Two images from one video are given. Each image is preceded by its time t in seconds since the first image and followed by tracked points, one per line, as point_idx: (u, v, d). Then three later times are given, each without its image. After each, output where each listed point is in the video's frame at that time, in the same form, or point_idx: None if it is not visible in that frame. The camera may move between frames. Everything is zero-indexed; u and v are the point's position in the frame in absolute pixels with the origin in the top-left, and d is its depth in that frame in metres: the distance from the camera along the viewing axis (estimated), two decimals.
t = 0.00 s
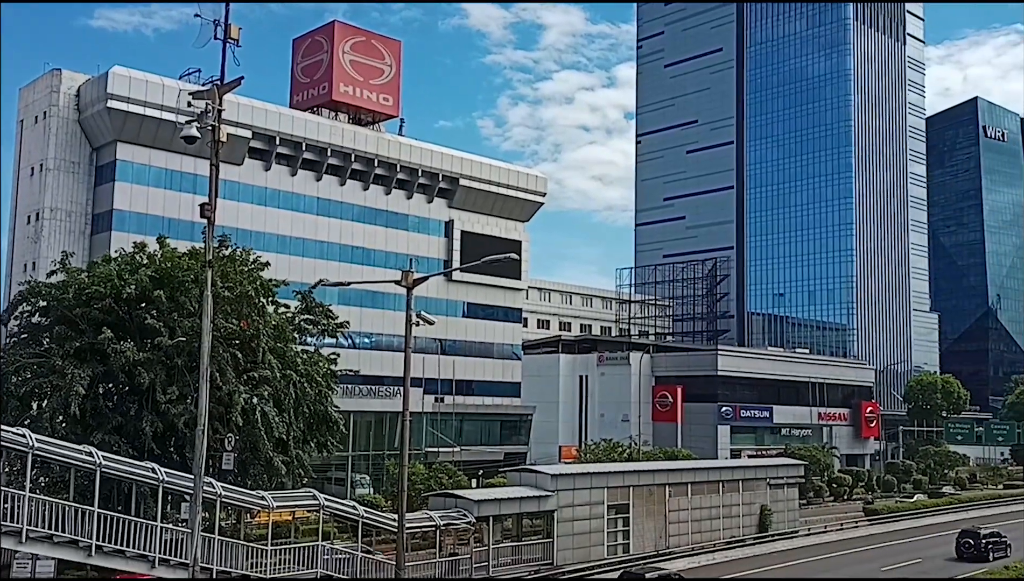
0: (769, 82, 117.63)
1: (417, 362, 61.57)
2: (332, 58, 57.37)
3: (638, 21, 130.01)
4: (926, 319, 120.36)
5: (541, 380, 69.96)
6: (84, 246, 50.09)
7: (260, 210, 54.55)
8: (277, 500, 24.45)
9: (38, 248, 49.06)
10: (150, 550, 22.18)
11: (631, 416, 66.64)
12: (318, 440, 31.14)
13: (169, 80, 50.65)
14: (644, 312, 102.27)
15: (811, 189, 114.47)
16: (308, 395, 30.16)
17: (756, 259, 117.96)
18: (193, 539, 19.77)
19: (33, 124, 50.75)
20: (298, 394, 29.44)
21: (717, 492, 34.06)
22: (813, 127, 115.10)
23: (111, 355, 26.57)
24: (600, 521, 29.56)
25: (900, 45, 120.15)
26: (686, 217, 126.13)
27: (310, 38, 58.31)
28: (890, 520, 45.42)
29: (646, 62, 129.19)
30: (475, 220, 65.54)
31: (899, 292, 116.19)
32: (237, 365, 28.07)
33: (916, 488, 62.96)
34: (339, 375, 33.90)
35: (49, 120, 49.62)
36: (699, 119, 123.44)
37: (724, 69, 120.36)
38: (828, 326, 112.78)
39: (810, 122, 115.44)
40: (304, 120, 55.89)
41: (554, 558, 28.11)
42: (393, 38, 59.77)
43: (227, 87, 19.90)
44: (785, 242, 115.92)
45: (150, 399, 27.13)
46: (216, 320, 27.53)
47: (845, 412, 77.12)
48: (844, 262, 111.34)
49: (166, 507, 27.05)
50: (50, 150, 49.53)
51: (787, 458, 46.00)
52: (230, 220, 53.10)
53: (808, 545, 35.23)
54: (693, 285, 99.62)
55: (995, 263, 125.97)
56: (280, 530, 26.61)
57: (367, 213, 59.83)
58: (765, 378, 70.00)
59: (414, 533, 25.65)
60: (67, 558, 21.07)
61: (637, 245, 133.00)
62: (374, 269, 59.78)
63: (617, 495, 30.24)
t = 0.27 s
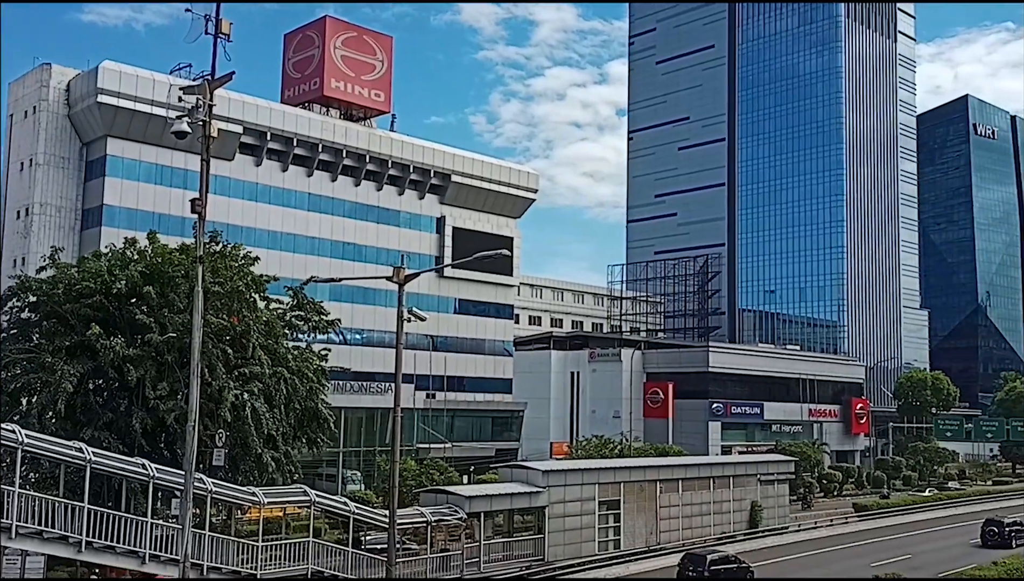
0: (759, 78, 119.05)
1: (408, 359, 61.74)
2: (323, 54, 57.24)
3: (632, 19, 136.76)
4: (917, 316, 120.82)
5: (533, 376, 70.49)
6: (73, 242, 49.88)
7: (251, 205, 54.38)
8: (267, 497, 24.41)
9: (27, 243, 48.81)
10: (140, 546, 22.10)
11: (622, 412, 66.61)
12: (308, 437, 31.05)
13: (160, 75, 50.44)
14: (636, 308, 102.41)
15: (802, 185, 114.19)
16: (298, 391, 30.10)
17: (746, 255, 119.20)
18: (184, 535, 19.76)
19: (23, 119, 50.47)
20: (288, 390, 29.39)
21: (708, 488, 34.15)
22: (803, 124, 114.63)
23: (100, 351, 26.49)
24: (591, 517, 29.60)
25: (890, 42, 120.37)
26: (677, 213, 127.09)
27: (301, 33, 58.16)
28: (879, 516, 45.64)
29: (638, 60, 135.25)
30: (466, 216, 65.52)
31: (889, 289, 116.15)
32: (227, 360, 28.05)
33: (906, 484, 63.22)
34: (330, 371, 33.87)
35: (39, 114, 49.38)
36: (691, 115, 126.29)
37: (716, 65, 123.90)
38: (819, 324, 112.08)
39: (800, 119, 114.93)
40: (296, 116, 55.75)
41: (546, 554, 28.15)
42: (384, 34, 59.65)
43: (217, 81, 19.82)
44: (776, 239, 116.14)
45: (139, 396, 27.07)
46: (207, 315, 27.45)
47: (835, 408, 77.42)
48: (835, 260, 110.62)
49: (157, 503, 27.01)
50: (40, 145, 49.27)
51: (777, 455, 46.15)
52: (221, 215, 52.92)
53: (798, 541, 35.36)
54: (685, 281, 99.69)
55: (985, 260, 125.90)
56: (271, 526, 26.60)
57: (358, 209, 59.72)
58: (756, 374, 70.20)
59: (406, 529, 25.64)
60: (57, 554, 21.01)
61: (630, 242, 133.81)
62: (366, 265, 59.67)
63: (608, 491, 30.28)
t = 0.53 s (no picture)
0: (755, 76, 118.94)
1: (403, 355, 61.67)
2: (319, 50, 57.14)
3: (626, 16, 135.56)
4: (910, 314, 121.11)
5: (528, 374, 70.22)
6: (67, 238, 49.75)
7: (246, 202, 54.30)
8: (262, 493, 24.41)
9: (21, 239, 48.66)
10: (133, 543, 21.97)
11: (616, 410, 66.76)
12: (302, 434, 31.00)
13: (155, 71, 50.30)
14: (630, 306, 102.55)
15: (798, 183, 114.80)
16: (293, 388, 30.07)
17: (743, 252, 118.43)
18: (178, 531, 19.73)
19: (16, 114, 50.30)
20: (283, 387, 29.37)
21: (702, 485, 34.22)
22: (799, 122, 115.39)
23: (94, 347, 26.43)
24: (585, 515, 29.63)
25: (886, 40, 120.41)
26: (672, 211, 126.51)
27: (297, 29, 58.04)
28: (872, 514, 45.84)
29: (633, 56, 134.30)
30: (462, 214, 65.50)
31: (883, 287, 116.66)
32: (221, 357, 28.03)
33: (899, 482, 63.42)
34: (325, 368, 33.84)
35: (33, 110, 49.20)
36: (686, 113, 125.46)
37: (711, 63, 123.19)
38: (813, 321, 112.64)
39: (796, 117, 115.72)
40: (291, 112, 55.66)
41: (540, 551, 28.16)
42: (380, 30, 59.53)
43: (212, 77, 19.76)
44: (771, 237, 116.33)
45: (133, 393, 27.02)
46: (201, 312, 27.40)
47: (829, 406, 77.59)
48: (830, 257, 111.18)
49: (150, 500, 27.00)
50: (34, 140, 49.11)
51: (771, 453, 46.31)
52: (216, 212, 52.83)
53: (791, 539, 35.50)
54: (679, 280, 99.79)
55: (980, 259, 124.92)
56: (265, 524, 26.57)
57: (353, 206, 59.66)
58: (750, 372, 70.35)
59: (400, 526, 25.67)
60: (50, 550, 20.92)
61: (625, 238, 133.01)
62: (360, 262, 59.63)
63: (602, 488, 30.32)
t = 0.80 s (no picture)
0: (752, 73, 118.52)
1: (400, 352, 61.95)
2: (316, 47, 57.05)
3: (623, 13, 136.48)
4: (907, 312, 121.29)
5: (524, 371, 70.41)
6: (64, 234, 49.68)
7: (243, 198, 54.25)
8: (258, 490, 24.38)
9: (17, 235, 48.60)
10: (130, 539, 22.03)
11: (613, 407, 66.77)
12: (298, 431, 30.96)
13: (152, 67, 50.20)
14: (627, 304, 102.65)
15: (794, 182, 114.19)
16: (289, 385, 30.03)
17: (739, 250, 119.22)
18: (173, 529, 19.73)
19: (13, 110, 50.20)
20: (279, 384, 29.36)
21: (698, 483, 34.27)
22: (795, 120, 114.75)
23: (90, 344, 26.41)
24: (581, 512, 29.67)
25: (884, 38, 120.45)
26: (669, 209, 128.19)
27: (294, 26, 57.93)
28: (868, 511, 45.92)
29: (630, 54, 135.09)
30: (459, 211, 65.48)
31: (879, 285, 116.75)
32: (217, 354, 27.99)
33: (895, 480, 63.48)
34: (321, 365, 33.83)
35: (29, 106, 49.10)
36: (683, 111, 126.31)
37: (710, 60, 123.48)
38: (809, 319, 112.67)
39: (791, 115, 115.11)
40: (288, 109, 55.59)
41: (536, 549, 28.19)
42: (377, 27, 59.42)
43: (211, 74, 19.75)
44: (767, 234, 116.36)
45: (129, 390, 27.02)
46: (198, 308, 27.34)
47: (825, 404, 77.65)
48: (826, 255, 111.25)
49: (147, 497, 27.03)
50: (30, 137, 49.02)
51: (767, 451, 46.36)
52: (212, 208, 52.76)
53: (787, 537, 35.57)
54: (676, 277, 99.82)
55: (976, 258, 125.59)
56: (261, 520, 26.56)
57: (350, 203, 59.61)
58: (746, 370, 70.40)
59: (397, 523, 25.69)
60: (46, 547, 20.94)
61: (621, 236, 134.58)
62: (357, 259, 59.59)
63: (599, 486, 30.34)
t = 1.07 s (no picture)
0: (750, 71, 119.29)
1: (397, 348, 61.95)
2: (313, 42, 56.96)
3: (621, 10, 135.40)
4: (904, 309, 121.39)
5: (521, 367, 70.54)
6: (61, 230, 49.58)
7: (240, 194, 54.17)
8: (255, 486, 24.30)
9: (13, 230, 48.51)
10: (127, 535, 22.01)
11: (610, 404, 66.69)
12: (295, 427, 30.88)
13: (149, 62, 50.09)
14: (624, 300, 102.71)
15: (792, 178, 114.66)
16: (286, 381, 29.99)
17: (736, 247, 119.26)
18: (170, 524, 19.70)
19: (9, 105, 50.07)
20: (275, 379, 29.31)
21: (695, 480, 34.30)
22: (793, 117, 115.36)
23: (87, 339, 26.40)
24: (578, 508, 29.68)
25: (881, 35, 120.54)
26: (666, 206, 126.87)
27: (291, 21, 57.84)
28: (864, 508, 45.93)
29: (628, 51, 133.78)
30: (456, 207, 65.42)
31: (877, 282, 116.86)
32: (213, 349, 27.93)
33: (891, 477, 63.49)
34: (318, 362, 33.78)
35: (26, 101, 48.99)
36: (681, 108, 125.66)
37: (708, 57, 123.31)
38: (807, 317, 113.05)
39: (789, 112, 115.67)
40: (286, 104, 55.52)
41: (533, 545, 28.21)
42: (375, 22, 59.32)
43: (207, 69, 19.75)
44: (765, 232, 116.39)
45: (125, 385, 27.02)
46: (195, 304, 27.29)
47: (822, 401, 77.65)
48: (824, 253, 111.50)
49: (144, 492, 27.06)
50: (27, 132, 48.91)
51: (764, 447, 46.39)
52: (209, 203, 52.67)
53: (783, 534, 35.59)
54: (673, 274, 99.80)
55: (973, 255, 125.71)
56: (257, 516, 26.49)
57: (347, 199, 59.53)
58: (744, 366, 70.38)
59: (393, 519, 25.62)
60: (43, 542, 20.90)
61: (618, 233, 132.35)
62: (354, 255, 59.52)
63: (596, 482, 30.36)
